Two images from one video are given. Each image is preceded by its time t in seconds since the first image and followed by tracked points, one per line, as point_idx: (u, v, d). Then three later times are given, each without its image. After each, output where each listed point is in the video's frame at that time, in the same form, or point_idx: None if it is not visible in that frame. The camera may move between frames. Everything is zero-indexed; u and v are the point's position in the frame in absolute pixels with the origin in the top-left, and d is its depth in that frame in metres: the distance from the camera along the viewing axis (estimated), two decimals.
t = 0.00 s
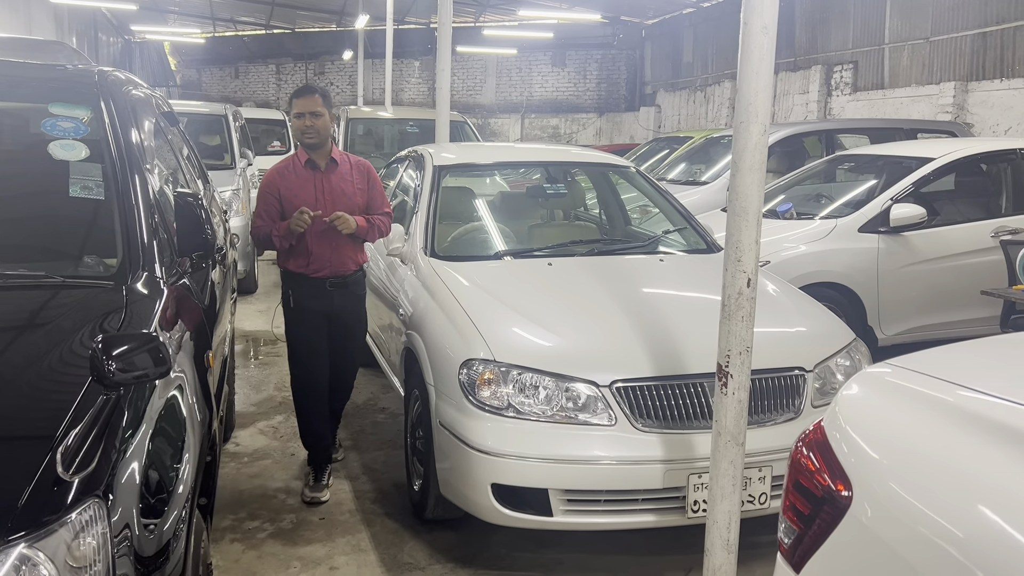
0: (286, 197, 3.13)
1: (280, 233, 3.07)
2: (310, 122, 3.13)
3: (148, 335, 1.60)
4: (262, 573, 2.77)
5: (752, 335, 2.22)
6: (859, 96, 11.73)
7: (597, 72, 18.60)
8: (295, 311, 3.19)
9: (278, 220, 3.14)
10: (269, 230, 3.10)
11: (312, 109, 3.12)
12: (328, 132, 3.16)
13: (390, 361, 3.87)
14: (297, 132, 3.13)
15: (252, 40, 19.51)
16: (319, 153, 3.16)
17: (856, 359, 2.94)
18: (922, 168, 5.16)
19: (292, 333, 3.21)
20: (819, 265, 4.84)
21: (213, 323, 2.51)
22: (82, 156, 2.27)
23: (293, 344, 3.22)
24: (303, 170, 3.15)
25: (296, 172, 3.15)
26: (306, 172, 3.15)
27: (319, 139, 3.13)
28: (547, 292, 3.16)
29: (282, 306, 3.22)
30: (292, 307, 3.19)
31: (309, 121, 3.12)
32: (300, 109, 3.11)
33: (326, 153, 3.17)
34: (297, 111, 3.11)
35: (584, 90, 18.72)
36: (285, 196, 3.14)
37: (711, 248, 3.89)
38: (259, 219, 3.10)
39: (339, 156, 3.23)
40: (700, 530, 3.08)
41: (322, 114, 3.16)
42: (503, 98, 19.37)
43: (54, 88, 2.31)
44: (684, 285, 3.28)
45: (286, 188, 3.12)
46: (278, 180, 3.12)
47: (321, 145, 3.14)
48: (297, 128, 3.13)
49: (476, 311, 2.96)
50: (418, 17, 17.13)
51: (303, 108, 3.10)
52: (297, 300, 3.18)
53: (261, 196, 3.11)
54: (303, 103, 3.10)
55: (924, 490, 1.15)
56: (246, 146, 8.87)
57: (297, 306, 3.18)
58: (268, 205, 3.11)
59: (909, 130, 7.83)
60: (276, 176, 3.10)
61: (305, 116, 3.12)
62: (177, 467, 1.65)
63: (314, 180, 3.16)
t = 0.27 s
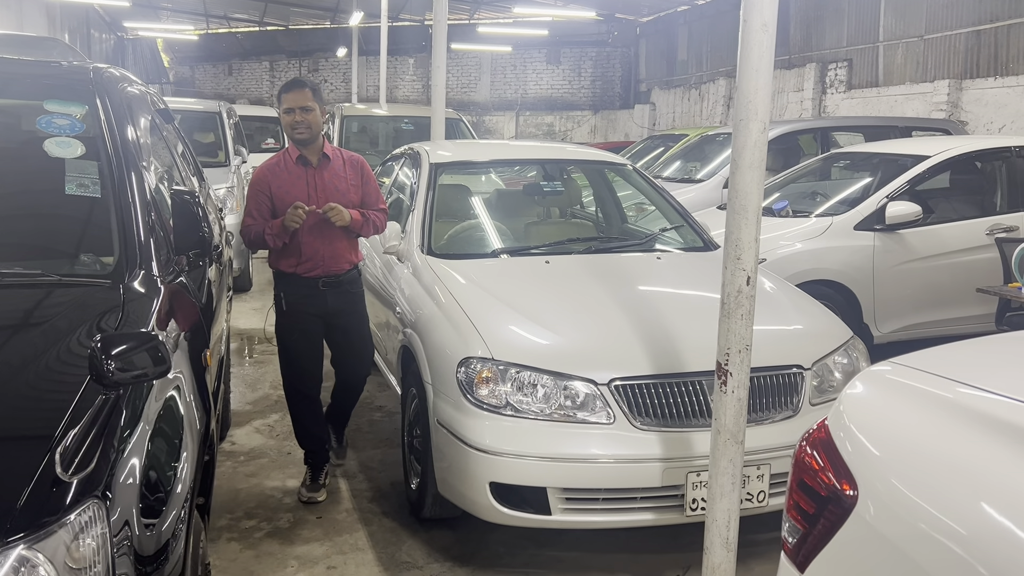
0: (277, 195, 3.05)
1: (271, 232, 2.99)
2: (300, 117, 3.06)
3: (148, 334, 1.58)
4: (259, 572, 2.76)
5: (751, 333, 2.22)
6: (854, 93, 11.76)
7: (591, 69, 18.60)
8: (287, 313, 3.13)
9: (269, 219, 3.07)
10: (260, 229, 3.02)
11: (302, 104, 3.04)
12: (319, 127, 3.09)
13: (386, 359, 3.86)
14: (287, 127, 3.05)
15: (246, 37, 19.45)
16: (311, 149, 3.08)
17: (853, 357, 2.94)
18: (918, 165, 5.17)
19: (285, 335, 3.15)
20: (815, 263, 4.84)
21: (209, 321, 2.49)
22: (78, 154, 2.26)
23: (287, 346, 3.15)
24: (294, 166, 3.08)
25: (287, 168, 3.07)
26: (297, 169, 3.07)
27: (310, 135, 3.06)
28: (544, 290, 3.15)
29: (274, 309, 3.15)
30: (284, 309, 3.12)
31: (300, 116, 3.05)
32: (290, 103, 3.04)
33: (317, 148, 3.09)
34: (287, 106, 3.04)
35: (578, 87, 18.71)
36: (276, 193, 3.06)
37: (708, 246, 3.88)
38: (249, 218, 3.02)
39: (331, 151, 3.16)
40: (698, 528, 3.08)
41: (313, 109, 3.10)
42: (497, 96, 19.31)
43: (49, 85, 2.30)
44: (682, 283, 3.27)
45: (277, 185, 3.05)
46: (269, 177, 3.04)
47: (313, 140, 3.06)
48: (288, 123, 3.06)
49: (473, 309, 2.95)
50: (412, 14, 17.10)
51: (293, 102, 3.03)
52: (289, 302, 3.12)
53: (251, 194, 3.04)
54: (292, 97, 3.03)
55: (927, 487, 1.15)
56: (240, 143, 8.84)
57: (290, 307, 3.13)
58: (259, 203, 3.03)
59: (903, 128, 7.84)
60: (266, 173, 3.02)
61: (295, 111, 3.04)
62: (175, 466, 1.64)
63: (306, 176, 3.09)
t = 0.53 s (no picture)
0: (271, 194, 2.95)
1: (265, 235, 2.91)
2: (297, 113, 2.95)
3: (150, 333, 1.57)
4: (257, 573, 2.75)
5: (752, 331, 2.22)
6: (846, 92, 11.79)
7: (584, 67, 18.60)
8: (282, 315, 3.03)
9: (263, 218, 2.97)
10: (254, 229, 2.94)
11: (300, 100, 2.93)
12: (317, 125, 2.98)
13: (383, 358, 3.85)
14: (284, 124, 2.94)
15: (237, 34, 19.38)
16: (307, 147, 2.97)
17: (851, 355, 2.95)
18: (912, 163, 5.18)
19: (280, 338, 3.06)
20: (810, 261, 4.85)
21: (207, 320, 2.47)
22: (74, 151, 2.23)
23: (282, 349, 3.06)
24: (290, 164, 2.97)
25: (282, 167, 2.96)
26: (293, 167, 2.97)
27: (307, 133, 2.95)
28: (542, 289, 3.15)
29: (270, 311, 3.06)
30: (279, 311, 3.03)
31: (297, 112, 2.94)
32: (287, 99, 2.94)
33: (314, 147, 2.98)
34: (284, 102, 2.93)
35: (571, 85, 18.68)
36: (271, 192, 2.96)
37: (704, 244, 3.88)
38: (243, 217, 2.94)
39: (328, 149, 3.04)
40: (696, 526, 3.08)
41: (312, 105, 2.99)
42: (490, 93, 19.17)
43: (43, 82, 2.27)
44: (680, 282, 3.27)
45: (271, 185, 2.94)
46: (264, 175, 2.94)
47: (309, 138, 2.96)
48: (284, 119, 2.95)
49: (472, 308, 2.94)
50: (405, 12, 17.07)
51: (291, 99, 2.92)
52: (284, 304, 3.02)
53: (245, 192, 2.94)
54: (290, 93, 2.93)
55: (933, 482, 1.16)
56: (233, 141, 8.80)
57: (285, 310, 3.03)
58: (253, 203, 2.94)
59: (896, 126, 7.86)
60: (260, 172, 2.93)
61: (292, 107, 2.94)
62: (175, 467, 1.63)
63: (301, 175, 2.98)
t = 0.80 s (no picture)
0: (269, 192, 2.85)
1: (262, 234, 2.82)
2: (298, 110, 2.85)
3: (150, 334, 1.55)
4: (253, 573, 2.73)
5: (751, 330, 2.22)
6: (838, 90, 11.83)
7: (576, 65, 18.59)
8: (278, 319, 2.93)
9: (261, 216, 2.88)
10: (250, 228, 2.84)
11: (301, 97, 2.84)
12: (319, 123, 2.88)
13: (378, 357, 3.83)
14: (284, 120, 2.85)
15: (228, 32, 19.29)
16: (307, 145, 2.87)
17: (848, 353, 2.95)
18: (905, 161, 5.19)
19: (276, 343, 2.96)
20: (803, 259, 4.86)
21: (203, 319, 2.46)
22: (69, 149, 2.20)
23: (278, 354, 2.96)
24: (290, 163, 2.87)
25: (281, 164, 2.86)
26: (292, 165, 2.87)
27: (308, 130, 2.85)
28: (539, 287, 3.14)
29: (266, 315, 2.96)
30: (274, 315, 2.92)
31: (298, 109, 2.85)
32: (289, 95, 2.84)
33: (314, 144, 2.88)
34: (285, 98, 2.84)
35: (563, 83, 18.65)
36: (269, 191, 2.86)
37: (700, 242, 3.87)
38: (240, 215, 2.85)
39: (330, 148, 2.94)
40: (694, 525, 3.08)
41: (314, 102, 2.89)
42: (482, 91, 19.06)
43: (37, 79, 2.25)
44: (677, 280, 3.26)
45: (269, 184, 2.85)
46: (262, 172, 2.84)
47: (310, 136, 2.85)
48: (285, 115, 2.86)
49: (470, 307, 2.93)
50: (396, 10, 17.03)
51: (292, 95, 2.83)
52: (279, 307, 2.92)
53: (243, 191, 2.85)
54: (291, 89, 2.84)
55: (940, 480, 1.15)
56: (224, 139, 8.75)
57: (281, 313, 2.92)
58: (250, 201, 2.85)
59: (888, 124, 7.89)
60: (259, 169, 2.84)
61: (293, 103, 2.85)
62: (175, 467, 1.61)
63: (301, 174, 2.87)
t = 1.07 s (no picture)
0: (273, 192, 2.80)
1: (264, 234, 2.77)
2: (307, 108, 2.80)
3: (149, 335, 1.54)
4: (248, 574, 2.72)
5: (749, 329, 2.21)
6: (828, 88, 11.86)
7: (566, 63, 18.59)
8: (277, 322, 2.89)
9: (265, 216, 2.83)
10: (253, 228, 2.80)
11: (312, 95, 2.79)
12: (328, 122, 2.82)
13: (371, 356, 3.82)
14: (294, 119, 2.80)
15: (216, 28, 19.16)
16: (314, 145, 2.80)
17: (843, 351, 2.96)
18: (896, 160, 5.20)
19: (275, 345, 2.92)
20: (796, 257, 4.87)
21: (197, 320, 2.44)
22: (62, 148, 2.18)
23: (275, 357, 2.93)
24: (296, 163, 2.81)
25: (287, 164, 2.80)
26: (298, 165, 2.80)
27: (316, 129, 2.79)
28: (534, 286, 3.13)
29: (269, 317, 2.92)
30: (275, 319, 2.89)
31: (307, 107, 2.80)
32: (299, 93, 2.80)
33: (322, 145, 2.81)
34: (295, 96, 2.80)
35: (553, 81, 18.62)
36: (274, 191, 2.81)
37: (694, 241, 3.87)
38: (245, 214, 2.81)
39: (339, 149, 2.86)
40: (689, 524, 3.08)
41: (325, 101, 2.84)
42: (472, 89, 18.87)
43: (30, 77, 2.24)
44: (673, 279, 3.26)
45: (274, 183, 2.79)
46: (268, 171, 2.79)
47: (319, 135, 2.79)
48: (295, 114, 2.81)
49: (465, 306, 2.92)
50: (387, 7, 16.98)
51: (303, 93, 2.78)
52: (279, 310, 2.87)
53: (248, 189, 2.81)
54: (301, 87, 2.79)
55: (946, 479, 1.15)
56: (214, 136, 8.70)
57: (280, 317, 2.88)
58: (255, 200, 2.80)
59: (879, 123, 7.92)
60: (264, 168, 2.79)
61: (303, 101, 2.80)
62: (171, 467, 1.59)
63: (306, 174, 2.81)
